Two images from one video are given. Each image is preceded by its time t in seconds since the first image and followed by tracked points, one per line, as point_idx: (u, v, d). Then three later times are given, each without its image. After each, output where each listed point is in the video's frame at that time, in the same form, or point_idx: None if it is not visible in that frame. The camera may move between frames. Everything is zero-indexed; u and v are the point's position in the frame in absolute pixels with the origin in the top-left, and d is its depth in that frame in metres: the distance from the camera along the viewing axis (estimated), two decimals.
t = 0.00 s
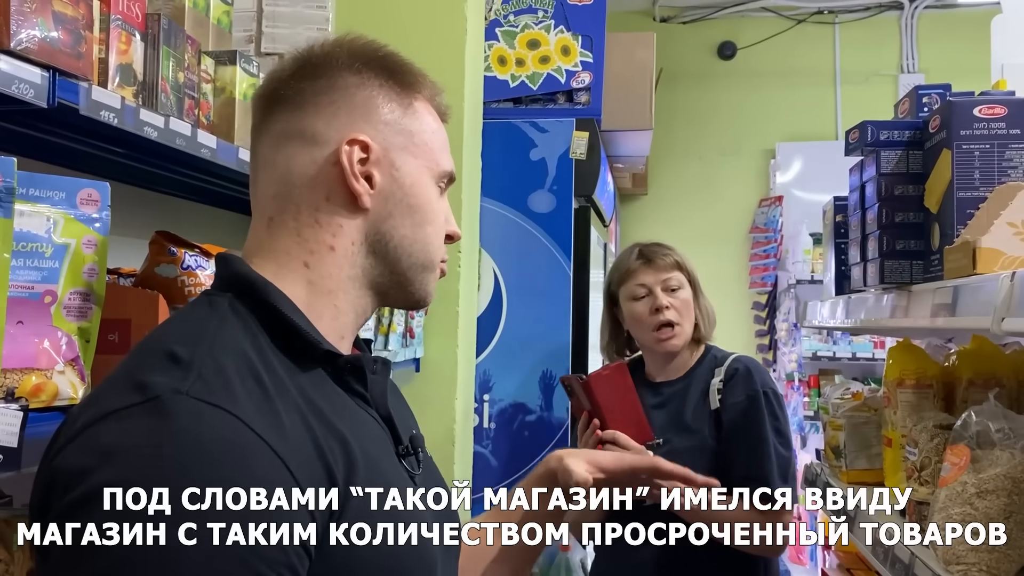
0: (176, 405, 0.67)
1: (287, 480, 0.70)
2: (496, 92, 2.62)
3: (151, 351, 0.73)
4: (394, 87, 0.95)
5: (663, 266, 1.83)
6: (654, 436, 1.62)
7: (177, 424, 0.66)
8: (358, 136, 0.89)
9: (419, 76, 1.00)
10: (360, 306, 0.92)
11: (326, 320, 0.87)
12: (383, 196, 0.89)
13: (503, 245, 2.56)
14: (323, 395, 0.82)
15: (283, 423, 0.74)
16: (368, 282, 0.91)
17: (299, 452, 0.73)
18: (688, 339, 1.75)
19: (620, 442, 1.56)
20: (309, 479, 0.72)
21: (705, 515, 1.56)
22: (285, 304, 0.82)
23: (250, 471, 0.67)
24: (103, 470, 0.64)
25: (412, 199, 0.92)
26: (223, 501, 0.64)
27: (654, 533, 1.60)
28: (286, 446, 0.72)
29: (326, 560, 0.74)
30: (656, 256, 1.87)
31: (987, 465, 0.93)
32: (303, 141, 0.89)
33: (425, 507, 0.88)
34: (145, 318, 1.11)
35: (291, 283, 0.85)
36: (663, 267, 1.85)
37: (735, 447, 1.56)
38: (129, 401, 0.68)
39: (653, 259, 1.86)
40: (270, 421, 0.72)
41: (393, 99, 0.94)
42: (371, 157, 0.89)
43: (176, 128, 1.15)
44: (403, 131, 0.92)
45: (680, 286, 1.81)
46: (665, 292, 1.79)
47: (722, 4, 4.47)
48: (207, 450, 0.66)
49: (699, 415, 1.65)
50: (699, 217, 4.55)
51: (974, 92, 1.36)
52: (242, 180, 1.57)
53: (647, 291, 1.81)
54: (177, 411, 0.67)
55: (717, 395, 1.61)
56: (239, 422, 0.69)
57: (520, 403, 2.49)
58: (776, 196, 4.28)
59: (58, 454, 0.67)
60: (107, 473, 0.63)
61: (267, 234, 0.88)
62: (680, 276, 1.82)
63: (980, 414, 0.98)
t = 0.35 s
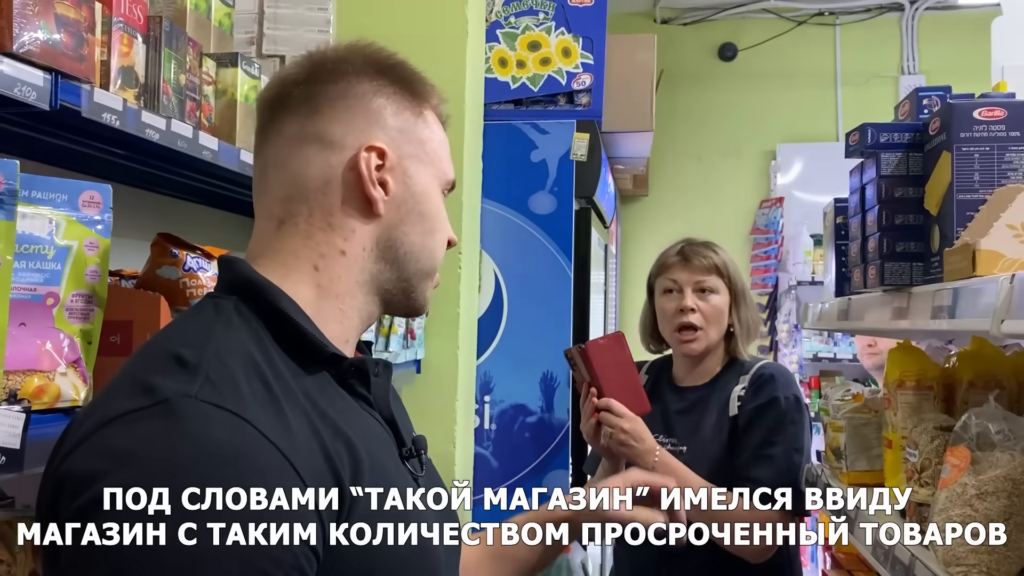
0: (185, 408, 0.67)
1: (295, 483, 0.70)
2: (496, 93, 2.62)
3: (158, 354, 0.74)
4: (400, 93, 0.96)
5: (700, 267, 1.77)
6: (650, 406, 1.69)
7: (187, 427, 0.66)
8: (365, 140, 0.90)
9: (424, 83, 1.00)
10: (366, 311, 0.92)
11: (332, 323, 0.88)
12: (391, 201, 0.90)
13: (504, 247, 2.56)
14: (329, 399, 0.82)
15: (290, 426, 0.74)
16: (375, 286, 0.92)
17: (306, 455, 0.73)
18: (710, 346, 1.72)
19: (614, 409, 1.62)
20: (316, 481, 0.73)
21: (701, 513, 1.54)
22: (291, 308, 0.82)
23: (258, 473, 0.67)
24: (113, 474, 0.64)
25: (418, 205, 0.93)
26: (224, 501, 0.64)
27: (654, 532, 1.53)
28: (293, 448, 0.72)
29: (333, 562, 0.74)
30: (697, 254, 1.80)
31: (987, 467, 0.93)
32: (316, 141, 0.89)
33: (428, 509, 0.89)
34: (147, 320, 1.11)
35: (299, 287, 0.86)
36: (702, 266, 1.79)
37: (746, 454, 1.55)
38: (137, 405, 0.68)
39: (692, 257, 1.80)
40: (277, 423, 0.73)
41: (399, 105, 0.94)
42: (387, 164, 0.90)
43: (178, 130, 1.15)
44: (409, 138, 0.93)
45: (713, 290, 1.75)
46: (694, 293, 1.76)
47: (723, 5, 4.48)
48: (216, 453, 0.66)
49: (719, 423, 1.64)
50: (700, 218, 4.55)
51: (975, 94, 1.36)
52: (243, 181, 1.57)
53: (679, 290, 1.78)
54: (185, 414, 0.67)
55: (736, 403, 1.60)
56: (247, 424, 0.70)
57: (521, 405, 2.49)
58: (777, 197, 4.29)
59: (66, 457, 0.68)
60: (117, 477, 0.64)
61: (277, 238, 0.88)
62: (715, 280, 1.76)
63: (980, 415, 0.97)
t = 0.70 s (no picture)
0: (192, 409, 0.67)
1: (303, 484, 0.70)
2: (496, 93, 2.62)
3: (163, 354, 0.73)
4: (402, 90, 0.95)
5: (713, 267, 1.72)
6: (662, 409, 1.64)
7: (195, 429, 0.66)
8: (367, 138, 0.90)
9: (426, 81, 1.00)
10: (369, 309, 0.92)
11: (337, 322, 0.87)
12: (396, 198, 0.90)
13: (504, 247, 2.56)
14: (333, 400, 0.82)
15: (296, 426, 0.74)
16: (379, 284, 0.92)
17: (313, 456, 0.73)
18: (719, 347, 1.67)
19: (628, 402, 1.58)
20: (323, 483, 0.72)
21: (700, 514, 1.51)
22: (297, 308, 0.82)
23: (267, 474, 0.67)
24: (121, 476, 0.63)
25: (421, 202, 0.93)
26: (223, 502, 0.64)
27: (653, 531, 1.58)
28: (300, 449, 0.72)
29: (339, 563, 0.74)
30: (710, 253, 1.75)
31: (988, 466, 0.93)
32: (318, 138, 0.89)
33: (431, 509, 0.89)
34: (145, 319, 1.11)
35: (305, 286, 0.85)
36: (715, 265, 1.73)
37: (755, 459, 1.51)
38: (143, 405, 0.67)
39: (705, 256, 1.75)
40: (284, 424, 0.73)
41: (401, 102, 0.94)
42: (393, 161, 0.90)
43: (176, 129, 1.15)
44: (412, 136, 0.93)
45: (725, 290, 1.70)
46: (705, 293, 1.71)
47: (723, 6, 4.48)
48: (225, 455, 0.66)
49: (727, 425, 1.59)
50: (699, 219, 4.55)
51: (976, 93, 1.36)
52: (241, 180, 1.56)
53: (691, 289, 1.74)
54: (191, 416, 0.67)
55: (751, 407, 1.56)
56: (255, 425, 0.69)
57: (521, 405, 2.48)
58: (777, 197, 4.29)
59: (71, 458, 0.67)
60: (125, 479, 0.63)
61: (283, 235, 0.87)
62: (727, 280, 1.71)
63: (981, 414, 0.97)
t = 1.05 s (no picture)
0: (199, 411, 0.67)
1: (308, 484, 0.70)
2: (493, 94, 2.61)
3: (165, 354, 0.73)
4: (401, 92, 0.95)
5: (725, 286, 1.69)
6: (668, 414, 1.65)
7: (201, 432, 0.66)
8: (365, 140, 0.89)
9: (424, 83, 1.00)
10: (367, 312, 0.91)
11: (334, 324, 0.87)
12: (395, 202, 0.90)
13: (502, 248, 2.56)
14: (333, 402, 0.82)
15: (300, 429, 0.74)
16: (376, 286, 0.92)
17: (317, 458, 0.73)
18: (742, 367, 1.65)
19: (635, 409, 1.58)
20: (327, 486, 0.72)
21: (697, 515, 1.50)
22: (297, 310, 0.81)
23: (275, 477, 0.67)
24: (127, 479, 0.63)
25: (419, 205, 0.93)
26: (223, 501, 0.63)
27: (654, 533, 1.57)
28: (305, 451, 0.72)
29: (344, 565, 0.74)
30: (719, 273, 1.72)
31: (987, 467, 0.93)
32: (315, 139, 0.89)
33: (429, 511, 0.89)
34: (142, 320, 1.11)
35: (303, 287, 0.85)
36: (727, 285, 1.70)
37: (768, 470, 1.51)
38: (147, 408, 0.67)
39: (715, 276, 1.72)
40: (288, 426, 0.72)
41: (400, 104, 0.94)
42: (394, 164, 0.90)
43: (174, 130, 1.15)
44: (410, 139, 0.93)
45: (741, 309, 1.67)
46: (721, 314, 1.68)
47: (720, 8, 4.48)
48: (233, 457, 0.66)
49: (738, 437, 1.59)
50: (697, 220, 4.56)
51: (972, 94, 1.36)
52: (237, 181, 1.55)
53: (705, 311, 1.71)
54: (196, 418, 0.66)
55: (764, 419, 1.55)
56: (261, 428, 0.69)
57: (519, 406, 2.48)
58: (774, 199, 4.29)
59: (74, 461, 0.67)
60: (132, 482, 0.63)
61: (280, 235, 0.87)
62: (742, 298, 1.68)
63: (980, 415, 0.96)
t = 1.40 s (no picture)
0: (172, 417, 0.66)
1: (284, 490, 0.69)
2: (492, 94, 2.61)
3: (146, 359, 0.72)
4: (400, 89, 0.95)
5: (733, 284, 1.69)
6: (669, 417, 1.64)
7: (173, 438, 0.65)
8: (358, 136, 0.89)
9: (423, 80, 0.99)
10: (360, 311, 0.91)
11: (325, 324, 0.87)
12: (389, 198, 0.90)
13: (500, 248, 2.56)
14: (320, 404, 0.81)
15: (279, 434, 0.73)
16: (371, 284, 0.91)
17: (296, 463, 0.72)
18: (738, 367, 1.64)
19: (637, 410, 1.58)
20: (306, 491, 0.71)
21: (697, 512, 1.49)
22: (285, 312, 0.81)
23: (248, 483, 0.66)
24: (100, 486, 0.63)
25: (413, 202, 0.92)
26: (224, 502, 0.64)
27: (654, 532, 1.58)
28: (283, 456, 0.71)
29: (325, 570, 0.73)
30: (729, 271, 1.72)
31: (986, 467, 0.93)
32: (307, 135, 0.89)
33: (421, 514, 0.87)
34: (141, 318, 1.10)
35: (294, 287, 0.85)
36: (734, 283, 1.70)
37: (766, 470, 1.51)
38: (123, 412, 0.67)
39: (725, 273, 1.72)
40: (266, 431, 0.72)
41: (399, 102, 0.94)
42: (388, 161, 0.90)
43: (173, 129, 1.14)
44: (406, 134, 0.93)
45: (745, 310, 1.67)
46: (725, 312, 1.68)
47: (719, 8, 4.49)
48: (205, 463, 0.65)
49: (736, 437, 1.59)
50: (696, 220, 4.56)
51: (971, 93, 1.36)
52: (236, 180, 1.55)
53: (709, 308, 1.71)
54: (173, 424, 0.66)
55: (762, 419, 1.55)
56: (236, 434, 0.68)
57: (517, 406, 2.48)
58: (773, 199, 4.30)
59: (53, 466, 0.67)
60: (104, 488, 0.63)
61: (273, 233, 0.87)
62: (747, 299, 1.68)
63: (979, 414, 0.96)
